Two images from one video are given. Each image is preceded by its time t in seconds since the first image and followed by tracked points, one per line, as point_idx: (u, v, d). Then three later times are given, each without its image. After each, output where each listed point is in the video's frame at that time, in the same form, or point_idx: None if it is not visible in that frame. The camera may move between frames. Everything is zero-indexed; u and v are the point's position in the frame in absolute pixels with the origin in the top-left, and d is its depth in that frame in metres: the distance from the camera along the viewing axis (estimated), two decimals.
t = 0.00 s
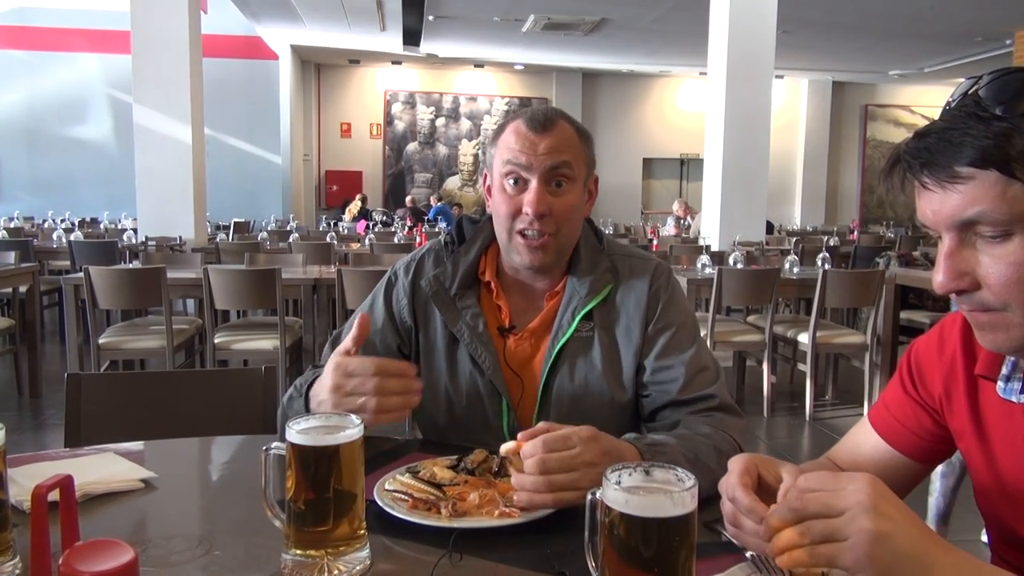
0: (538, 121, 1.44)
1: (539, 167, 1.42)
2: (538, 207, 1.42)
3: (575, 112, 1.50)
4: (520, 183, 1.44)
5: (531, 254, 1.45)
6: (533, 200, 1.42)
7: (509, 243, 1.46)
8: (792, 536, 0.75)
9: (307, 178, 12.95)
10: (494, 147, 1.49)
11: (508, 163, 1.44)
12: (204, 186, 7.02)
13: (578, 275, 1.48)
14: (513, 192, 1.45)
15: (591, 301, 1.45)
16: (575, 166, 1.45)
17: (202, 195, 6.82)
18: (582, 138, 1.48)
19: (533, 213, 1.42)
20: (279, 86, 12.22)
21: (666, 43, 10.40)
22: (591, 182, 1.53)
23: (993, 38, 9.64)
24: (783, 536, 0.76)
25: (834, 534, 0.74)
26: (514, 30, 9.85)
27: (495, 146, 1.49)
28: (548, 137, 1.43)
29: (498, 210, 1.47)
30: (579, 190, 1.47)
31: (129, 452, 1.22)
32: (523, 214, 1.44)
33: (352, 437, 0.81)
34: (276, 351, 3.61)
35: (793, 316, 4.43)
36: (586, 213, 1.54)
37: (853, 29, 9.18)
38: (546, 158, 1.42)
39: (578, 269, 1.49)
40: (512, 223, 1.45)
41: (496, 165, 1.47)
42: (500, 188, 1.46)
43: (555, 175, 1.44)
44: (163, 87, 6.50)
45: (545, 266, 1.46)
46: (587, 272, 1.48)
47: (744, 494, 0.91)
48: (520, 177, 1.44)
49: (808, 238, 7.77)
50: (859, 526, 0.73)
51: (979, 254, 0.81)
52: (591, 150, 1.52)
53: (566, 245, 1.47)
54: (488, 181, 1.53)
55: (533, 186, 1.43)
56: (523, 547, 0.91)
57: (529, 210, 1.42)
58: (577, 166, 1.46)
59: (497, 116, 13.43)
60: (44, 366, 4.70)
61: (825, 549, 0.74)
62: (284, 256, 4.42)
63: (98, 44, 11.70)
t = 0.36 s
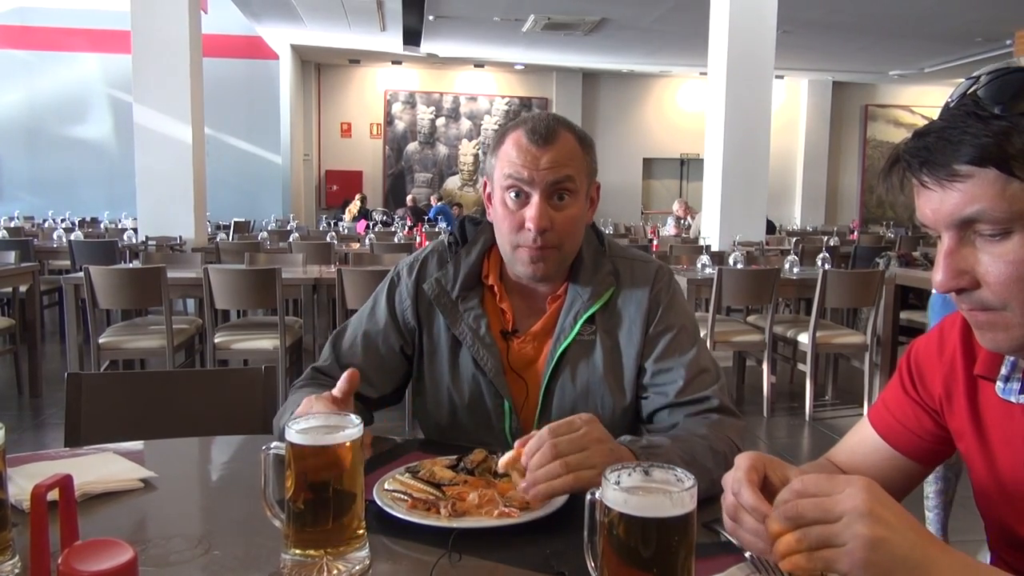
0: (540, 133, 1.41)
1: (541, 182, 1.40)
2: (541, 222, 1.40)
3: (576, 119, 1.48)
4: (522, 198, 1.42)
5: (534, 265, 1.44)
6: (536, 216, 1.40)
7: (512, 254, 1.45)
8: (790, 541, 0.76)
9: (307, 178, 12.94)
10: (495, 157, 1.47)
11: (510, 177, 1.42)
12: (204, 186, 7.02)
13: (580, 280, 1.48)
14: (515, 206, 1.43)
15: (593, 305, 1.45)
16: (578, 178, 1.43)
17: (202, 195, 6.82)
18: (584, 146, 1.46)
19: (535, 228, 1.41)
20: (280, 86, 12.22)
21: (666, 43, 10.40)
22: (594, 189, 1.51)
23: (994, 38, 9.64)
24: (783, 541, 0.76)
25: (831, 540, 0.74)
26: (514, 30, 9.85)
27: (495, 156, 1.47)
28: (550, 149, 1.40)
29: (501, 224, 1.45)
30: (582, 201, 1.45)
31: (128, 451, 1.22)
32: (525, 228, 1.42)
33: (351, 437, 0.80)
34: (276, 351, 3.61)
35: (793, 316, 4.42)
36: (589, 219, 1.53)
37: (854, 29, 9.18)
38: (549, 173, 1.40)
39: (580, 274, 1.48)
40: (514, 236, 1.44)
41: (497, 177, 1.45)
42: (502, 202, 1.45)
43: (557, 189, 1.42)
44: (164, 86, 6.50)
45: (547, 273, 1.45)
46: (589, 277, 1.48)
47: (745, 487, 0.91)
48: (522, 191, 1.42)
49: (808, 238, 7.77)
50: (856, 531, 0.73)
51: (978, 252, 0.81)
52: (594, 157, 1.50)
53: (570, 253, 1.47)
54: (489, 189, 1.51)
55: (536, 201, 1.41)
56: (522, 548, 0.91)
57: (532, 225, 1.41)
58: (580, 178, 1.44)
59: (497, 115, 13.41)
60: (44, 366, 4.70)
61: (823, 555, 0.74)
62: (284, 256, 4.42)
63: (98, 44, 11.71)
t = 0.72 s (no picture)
0: (537, 174, 1.33)
1: (540, 227, 1.34)
2: (544, 263, 1.36)
3: (574, 144, 1.40)
4: (524, 237, 1.37)
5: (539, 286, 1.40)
6: (538, 254, 1.36)
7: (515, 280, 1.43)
8: (792, 547, 0.76)
9: (307, 177, 12.92)
10: (493, 189, 1.40)
11: (509, 219, 1.36)
12: (205, 186, 7.01)
13: (587, 277, 1.48)
14: (517, 245, 1.38)
15: (600, 301, 1.45)
16: (579, 211, 1.36)
17: (202, 195, 6.81)
18: (584, 174, 1.39)
19: (537, 266, 1.37)
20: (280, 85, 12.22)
21: (666, 43, 10.40)
22: (596, 206, 1.45)
23: (994, 39, 9.64)
24: (785, 546, 0.77)
25: (832, 546, 0.74)
26: (515, 30, 9.85)
27: (494, 185, 1.40)
28: (549, 191, 1.33)
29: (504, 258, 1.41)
30: (584, 229, 1.40)
31: (129, 451, 1.22)
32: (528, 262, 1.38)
33: (352, 436, 0.80)
34: (276, 350, 3.60)
35: (793, 317, 4.42)
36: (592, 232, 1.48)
37: (854, 30, 9.18)
38: (548, 217, 1.33)
39: (587, 272, 1.49)
40: (517, 269, 1.41)
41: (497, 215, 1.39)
42: (504, 239, 1.40)
43: (558, 229, 1.36)
44: (164, 86, 6.50)
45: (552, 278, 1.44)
46: (596, 275, 1.48)
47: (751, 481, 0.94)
48: (523, 232, 1.36)
49: (809, 238, 7.77)
50: (857, 538, 0.73)
51: (984, 252, 0.81)
52: (594, 173, 1.43)
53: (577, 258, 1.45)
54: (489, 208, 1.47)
55: (537, 241, 1.36)
56: (522, 548, 0.91)
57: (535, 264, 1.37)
58: (580, 214, 1.37)
59: (498, 115, 13.41)
60: (44, 366, 4.70)
61: (824, 562, 0.74)
62: (284, 255, 4.42)
63: (99, 43, 11.70)
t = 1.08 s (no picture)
0: (520, 153, 1.37)
1: (526, 204, 1.37)
2: (530, 240, 1.39)
3: (558, 130, 1.43)
4: (510, 218, 1.40)
5: (528, 275, 1.43)
6: (525, 233, 1.39)
7: (506, 268, 1.45)
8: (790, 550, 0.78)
9: (307, 178, 12.92)
10: (480, 174, 1.44)
11: (496, 199, 1.39)
12: (205, 186, 7.02)
13: (579, 276, 1.48)
14: (504, 227, 1.41)
15: (592, 299, 1.45)
16: (564, 193, 1.40)
17: (203, 195, 6.82)
18: (568, 159, 1.42)
19: (524, 246, 1.40)
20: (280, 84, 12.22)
21: (667, 43, 10.39)
22: (583, 194, 1.48)
23: (995, 39, 9.64)
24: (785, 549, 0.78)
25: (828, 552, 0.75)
26: (515, 30, 9.86)
27: (480, 174, 1.43)
28: (533, 168, 1.36)
29: (494, 243, 1.44)
30: (570, 213, 1.43)
31: (129, 451, 1.22)
32: (516, 245, 1.41)
33: (353, 436, 0.81)
34: (277, 350, 3.60)
35: (794, 317, 4.41)
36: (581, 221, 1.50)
37: (856, 29, 9.17)
38: (533, 194, 1.36)
39: (579, 270, 1.48)
40: (506, 254, 1.43)
41: (484, 198, 1.42)
42: (492, 221, 1.43)
43: (544, 208, 1.39)
44: (165, 85, 6.51)
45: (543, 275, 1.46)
46: (588, 273, 1.48)
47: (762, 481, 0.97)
48: (509, 212, 1.39)
49: (809, 238, 7.78)
50: (853, 549, 0.73)
51: (990, 250, 0.81)
52: (579, 162, 1.46)
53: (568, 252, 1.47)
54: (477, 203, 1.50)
55: (523, 220, 1.39)
56: (522, 548, 0.91)
57: (521, 243, 1.40)
58: (567, 192, 1.41)
59: (498, 115, 13.41)
60: (44, 365, 4.71)
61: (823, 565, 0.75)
62: (284, 255, 4.42)
63: (100, 43, 11.70)
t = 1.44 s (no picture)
0: (512, 129, 1.43)
1: (517, 175, 1.42)
2: (519, 212, 1.43)
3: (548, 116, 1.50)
4: (501, 193, 1.45)
5: (517, 256, 1.46)
6: (515, 207, 1.43)
7: (495, 246, 1.48)
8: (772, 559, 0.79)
9: (308, 177, 12.92)
10: (471, 157, 1.50)
11: (486, 175, 1.45)
12: (205, 186, 7.02)
13: (562, 269, 1.47)
14: (494, 201, 1.46)
15: (574, 292, 1.45)
16: (552, 170, 1.45)
17: (203, 195, 6.82)
18: (558, 143, 1.48)
19: (515, 220, 1.44)
20: (280, 84, 12.22)
21: (668, 43, 10.39)
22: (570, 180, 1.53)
23: (996, 39, 9.64)
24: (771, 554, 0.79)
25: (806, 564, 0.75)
26: (516, 30, 9.86)
27: (471, 158, 1.49)
28: (523, 144, 1.43)
29: (482, 222, 1.49)
30: (559, 192, 1.48)
31: (130, 450, 1.22)
32: (506, 222, 1.45)
33: (353, 436, 0.81)
34: (277, 350, 3.60)
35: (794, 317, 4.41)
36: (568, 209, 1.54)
37: (856, 30, 9.17)
38: (523, 167, 1.42)
39: (561, 263, 1.48)
40: (495, 232, 1.47)
41: (475, 175, 1.48)
42: (481, 198, 1.48)
43: (533, 182, 1.44)
44: (165, 85, 6.51)
45: (531, 262, 1.47)
46: (569, 266, 1.48)
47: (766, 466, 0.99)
48: (498, 186, 1.44)
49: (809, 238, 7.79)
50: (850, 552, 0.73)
51: (992, 253, 0.81)
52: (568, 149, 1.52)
53: (553, 240, 1.49)
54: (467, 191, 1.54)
55: (513, 192, 1.43)
56: (524, 548, 0.91)
57: (512, 217, 1.44)
58: (556, 168, 1.46)
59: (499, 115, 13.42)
60: (44, 365, 4.72)
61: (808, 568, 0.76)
62: (285, 254, 4.42)
63: (100, 42, 11.70)
